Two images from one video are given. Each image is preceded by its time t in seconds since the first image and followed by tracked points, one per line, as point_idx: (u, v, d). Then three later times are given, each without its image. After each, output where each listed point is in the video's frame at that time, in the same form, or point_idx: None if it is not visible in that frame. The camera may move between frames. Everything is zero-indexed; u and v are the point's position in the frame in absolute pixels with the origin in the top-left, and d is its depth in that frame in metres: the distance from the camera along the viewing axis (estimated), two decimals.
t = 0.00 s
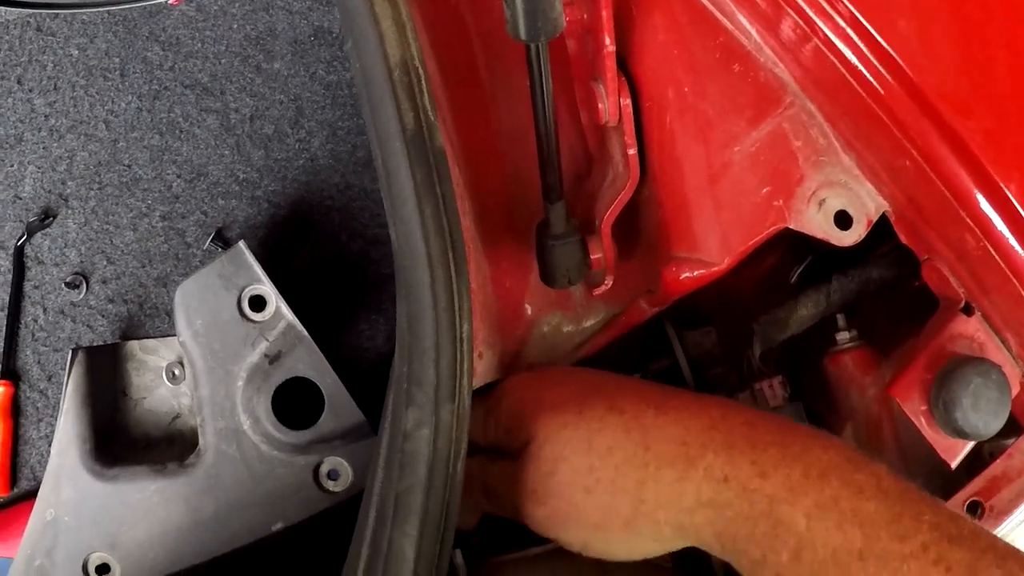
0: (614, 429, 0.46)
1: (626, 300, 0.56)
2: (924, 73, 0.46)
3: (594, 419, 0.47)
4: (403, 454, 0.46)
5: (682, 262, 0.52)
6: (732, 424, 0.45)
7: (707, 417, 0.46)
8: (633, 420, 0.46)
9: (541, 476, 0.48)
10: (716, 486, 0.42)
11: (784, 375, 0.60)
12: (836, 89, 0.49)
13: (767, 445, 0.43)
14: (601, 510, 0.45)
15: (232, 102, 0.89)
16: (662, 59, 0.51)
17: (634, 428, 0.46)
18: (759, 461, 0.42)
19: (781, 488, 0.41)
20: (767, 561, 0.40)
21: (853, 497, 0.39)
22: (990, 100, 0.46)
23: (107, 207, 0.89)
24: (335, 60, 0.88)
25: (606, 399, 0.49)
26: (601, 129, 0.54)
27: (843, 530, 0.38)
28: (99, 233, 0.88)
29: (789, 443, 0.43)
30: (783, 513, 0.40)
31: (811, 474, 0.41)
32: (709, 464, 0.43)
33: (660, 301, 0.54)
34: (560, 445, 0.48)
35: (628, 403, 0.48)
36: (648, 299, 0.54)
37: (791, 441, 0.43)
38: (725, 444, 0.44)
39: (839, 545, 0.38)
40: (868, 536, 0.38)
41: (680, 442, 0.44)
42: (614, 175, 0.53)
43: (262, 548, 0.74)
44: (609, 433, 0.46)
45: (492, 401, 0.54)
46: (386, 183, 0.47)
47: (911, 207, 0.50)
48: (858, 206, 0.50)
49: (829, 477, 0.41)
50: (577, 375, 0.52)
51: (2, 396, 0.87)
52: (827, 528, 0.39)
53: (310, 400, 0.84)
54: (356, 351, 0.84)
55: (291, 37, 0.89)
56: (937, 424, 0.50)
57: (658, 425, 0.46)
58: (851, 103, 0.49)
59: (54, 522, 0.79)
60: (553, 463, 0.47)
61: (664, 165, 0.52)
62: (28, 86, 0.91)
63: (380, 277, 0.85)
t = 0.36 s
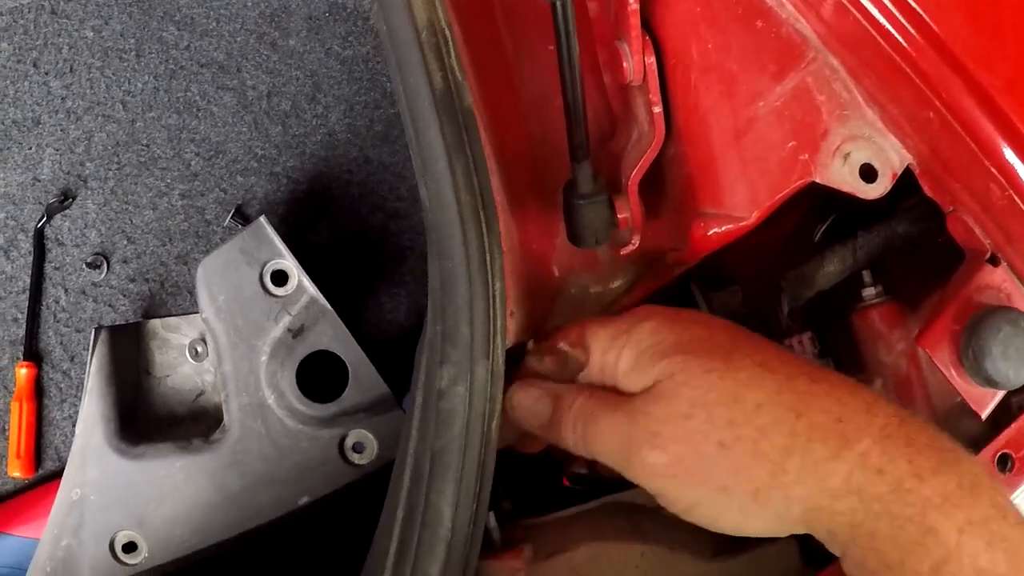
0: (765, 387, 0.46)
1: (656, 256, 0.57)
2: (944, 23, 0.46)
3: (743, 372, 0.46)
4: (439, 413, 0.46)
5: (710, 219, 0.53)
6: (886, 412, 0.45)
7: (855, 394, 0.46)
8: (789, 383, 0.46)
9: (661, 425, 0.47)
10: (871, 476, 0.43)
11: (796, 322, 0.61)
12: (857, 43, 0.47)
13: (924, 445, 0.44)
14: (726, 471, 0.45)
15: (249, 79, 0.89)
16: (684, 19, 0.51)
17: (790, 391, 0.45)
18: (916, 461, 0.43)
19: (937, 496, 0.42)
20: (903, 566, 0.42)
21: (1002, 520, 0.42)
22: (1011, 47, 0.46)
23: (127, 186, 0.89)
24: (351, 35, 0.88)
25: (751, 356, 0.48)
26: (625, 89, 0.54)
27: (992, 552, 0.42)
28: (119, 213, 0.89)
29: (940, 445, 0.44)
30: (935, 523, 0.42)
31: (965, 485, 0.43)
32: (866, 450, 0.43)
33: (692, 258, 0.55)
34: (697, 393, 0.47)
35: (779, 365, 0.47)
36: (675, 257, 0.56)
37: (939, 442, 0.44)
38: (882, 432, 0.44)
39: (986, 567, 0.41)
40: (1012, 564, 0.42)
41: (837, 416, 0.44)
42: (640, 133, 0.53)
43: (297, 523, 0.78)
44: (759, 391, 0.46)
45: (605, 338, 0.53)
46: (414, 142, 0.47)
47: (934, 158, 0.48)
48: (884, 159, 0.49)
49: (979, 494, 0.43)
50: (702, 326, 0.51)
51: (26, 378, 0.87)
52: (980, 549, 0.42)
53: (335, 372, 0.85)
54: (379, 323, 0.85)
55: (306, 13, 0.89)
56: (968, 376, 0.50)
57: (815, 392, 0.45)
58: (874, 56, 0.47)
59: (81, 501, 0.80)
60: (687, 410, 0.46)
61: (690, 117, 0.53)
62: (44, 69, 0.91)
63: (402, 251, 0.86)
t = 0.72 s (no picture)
0: (781, 398, 0.47)
1: (649, 235, 0.56)
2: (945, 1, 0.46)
3: (758, 381, 0.47)
4: (425, 394, 0.45)
5: (702, 195, 0.52)
6: (902, 423, 0.47)
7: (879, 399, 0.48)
8: (803, 394, 0.47)
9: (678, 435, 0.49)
10: (880, 494, 0.46)
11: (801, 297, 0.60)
12: (851, 13, 0.48)
13: (933, 461, 0.46)
14: (737, 480, 0.47)
15: (250, 63, 0.89)
16: None
17: (804, 402, 0.47)
18: (928, 481, 0.46)
19: (946, 513, 0.45)
20: None
21: (1012, 532, 0.45)
22: (1006, 17, 0.45)
23: (129, 171, 0.89)
24: (352, 17, 0.88)
25: (768, 357, 0.49)
26: (616, 65, 0.53)
27: (999, 564, 0.45)
28: (122, 198, 0.89)
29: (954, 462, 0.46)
30: (945, 538, 0.45)
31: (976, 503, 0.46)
32: (875, 468, 0.46)
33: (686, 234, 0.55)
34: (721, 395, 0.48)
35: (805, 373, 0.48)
36: (669, 235, 0.55)
37: (954, 456, 0.47)
38: (895, 449, 0.46)
39: None
40: None
41: (850, 433, 0.46)
42: (631, 110, 0.52)
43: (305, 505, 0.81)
44: (773, 400, 0.47)
45: (627, 327, 0.52)
46: (399, 121, 0.46)
47: (929, 129, 0.49)
48: (880, 134, 0.49)
49: (992, 508, 0.46)
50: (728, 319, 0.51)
51: (30, 364, 0.88)
52: (986, 561, 0.44)
53: (337, 355, 0.85)
54: (382, 305, 0.85)
55: None
56: (966, 352, 0.49)
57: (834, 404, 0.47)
58: (867, 27, 0.48)
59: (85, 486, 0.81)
60: (699, 417, 0.48)
61: (681, 92, 0.51)
62: (47, 56, 0.91)
63: (404, 231, 0.86)
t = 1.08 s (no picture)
0: (746, 468, 0.46)
1: (666, 229, 0.56)
2: None
3: (729, 445, 0.46)
4: (448, 389, 0.46)
5: (720, 189, 0.53)
6: (868, 478, 0.46)
7: (846, 446, 0.46)
8: (769, 461, 0.46)
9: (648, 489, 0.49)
10: (835, 559, 0.46)
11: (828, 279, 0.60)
12: (865, 7, 0.48)
13: (893, 517, 0.45)
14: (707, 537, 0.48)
15: (264, 56, 0.89)
16: None
17: (771, 472, 0.46)
18: (882, 538, 0.45)
19: (904, 567, 0.45)
20: None
21: None
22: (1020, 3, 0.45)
23: (145, 165, 0.90)
24: (366, 10, 0.89)
25: (743, 416, 0.47)
26: (633, 59, 0.53)
27: None
28: (138, 192, 0.89)
29: (913, 512, 0.45)
30: None
31: (937, 552, 0.45)
32: (832, 535, 0.46)
33: (701, 228, 0.55)
34: (689, 459, 0.47)
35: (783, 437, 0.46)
36: (687, 229, 0.56)
37: (920, 510, 0.46)
38: (853, 514, 0.45)
39: None
40: None
41: (809, 504, 0.46)
42: (649, 104, 0.52)
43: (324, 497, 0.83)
44: (737, 471, 0.46)
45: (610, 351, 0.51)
46: (418, 119, 0.46)
47: (946, 124, 0.49)
48: (895, 125, 0.50)
49: (950, 558, 0.45)
50: (725, 355, 0.49)
51: (47, 358, 0.88)
52: None
53: (354, 348, 0.86)
54: (398, 299, 0.87)
55: None
56: (985, 344, 0.50)
57: (800, 472, 0.46)
58: (882, 21, 0.48)
59: (103, 481, 0.83)
60: (677, 472, 0.47)
61: (698, 88, 0.51)
62: (62, 50, 0.91)
63: (420, 224, 0.87)
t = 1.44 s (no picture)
0: (757, 415, 0.48)
1: (692, 219, 0.57)
2: None
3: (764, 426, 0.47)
4: (483, 378, 0.46)
5: (746, 183, 0.53)
6: (868, 421, 0.46)
7: (881, 419, 0.46)
8: (776, 408, 0.48)
9: (664, 449, 0.51)
10: (844, 497, 0.45)
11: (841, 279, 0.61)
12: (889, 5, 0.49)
13: (896, 453, 0.45)
14: (722, 488, 0.49)
15: (284, 52, 0.91)
16: None
17: (777, 417, 0.48)
18: (889, 473, 0.44)
19: (908, 500, 0.43)
20: (892, 568, 0.44)
21: (981, 504, 0.42)
22: None
23: (165, 160, 0.91)
24: (385, 8, 0.91)
25: (747, 370, 0.49)
26: (660, 56, 0.55)
27: (972, 538, 0.42)
28: (157, 186, 0.91)
29: (916, 448, 0.44)
30: (911, 524, 0.43)
31: (940, 482, 0.43)
32: (841, 474, 0.46)
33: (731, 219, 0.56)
34: (701, 415, 0.49)
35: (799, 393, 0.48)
36: (713, 223, 0.57)
37: (922, 444, 0.45)
38: (859, 453, 0.45)
39: (970, 554, 0.42)
40: (997, 544, 0.42)
41: (817, 444, 0.46)
42: (676, 101, 0.54)
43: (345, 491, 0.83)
44: (746, 419, 0.48)
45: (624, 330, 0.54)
46: (454, 113, 0.47)
47: (967, 120, 0.50)
48: (918, 122, 0.51)
49: (955, 484, 0.43)
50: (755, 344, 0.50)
51: (65, 352, 0.89)
52: (957, 540, 0.42)
53: (376, 342, 0.87)
54: (417, 295, 0.88)
55: None
56: (1005, 335, 0.50)
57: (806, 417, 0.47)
58: (906, 19, 0.49)
59: (123, 474, 0.84)
60: (682, 432, 0.50)
61: (726, 85, 0.52)
62: (81, 45, 0.92)
63: (439, 220, 0.89)
